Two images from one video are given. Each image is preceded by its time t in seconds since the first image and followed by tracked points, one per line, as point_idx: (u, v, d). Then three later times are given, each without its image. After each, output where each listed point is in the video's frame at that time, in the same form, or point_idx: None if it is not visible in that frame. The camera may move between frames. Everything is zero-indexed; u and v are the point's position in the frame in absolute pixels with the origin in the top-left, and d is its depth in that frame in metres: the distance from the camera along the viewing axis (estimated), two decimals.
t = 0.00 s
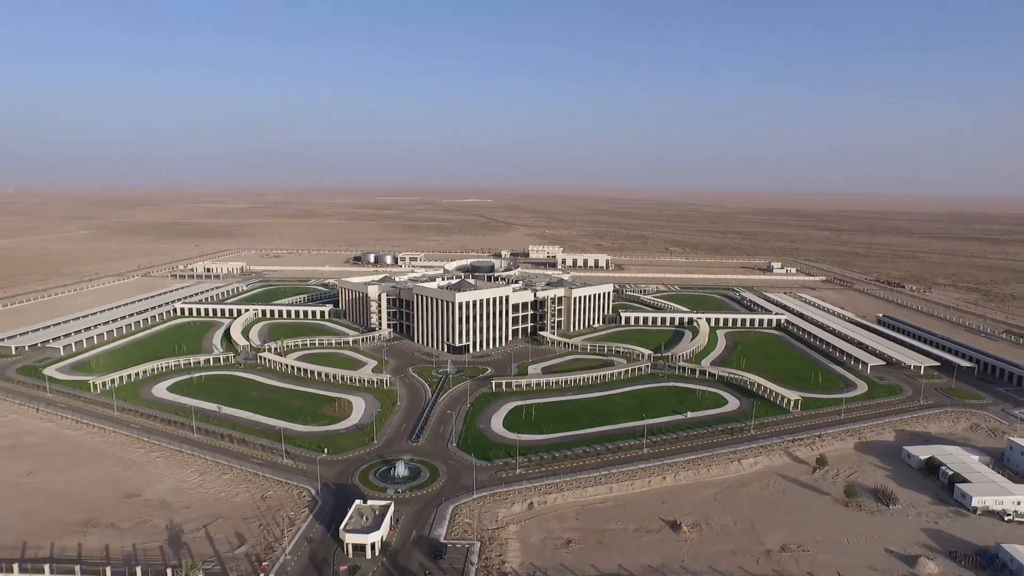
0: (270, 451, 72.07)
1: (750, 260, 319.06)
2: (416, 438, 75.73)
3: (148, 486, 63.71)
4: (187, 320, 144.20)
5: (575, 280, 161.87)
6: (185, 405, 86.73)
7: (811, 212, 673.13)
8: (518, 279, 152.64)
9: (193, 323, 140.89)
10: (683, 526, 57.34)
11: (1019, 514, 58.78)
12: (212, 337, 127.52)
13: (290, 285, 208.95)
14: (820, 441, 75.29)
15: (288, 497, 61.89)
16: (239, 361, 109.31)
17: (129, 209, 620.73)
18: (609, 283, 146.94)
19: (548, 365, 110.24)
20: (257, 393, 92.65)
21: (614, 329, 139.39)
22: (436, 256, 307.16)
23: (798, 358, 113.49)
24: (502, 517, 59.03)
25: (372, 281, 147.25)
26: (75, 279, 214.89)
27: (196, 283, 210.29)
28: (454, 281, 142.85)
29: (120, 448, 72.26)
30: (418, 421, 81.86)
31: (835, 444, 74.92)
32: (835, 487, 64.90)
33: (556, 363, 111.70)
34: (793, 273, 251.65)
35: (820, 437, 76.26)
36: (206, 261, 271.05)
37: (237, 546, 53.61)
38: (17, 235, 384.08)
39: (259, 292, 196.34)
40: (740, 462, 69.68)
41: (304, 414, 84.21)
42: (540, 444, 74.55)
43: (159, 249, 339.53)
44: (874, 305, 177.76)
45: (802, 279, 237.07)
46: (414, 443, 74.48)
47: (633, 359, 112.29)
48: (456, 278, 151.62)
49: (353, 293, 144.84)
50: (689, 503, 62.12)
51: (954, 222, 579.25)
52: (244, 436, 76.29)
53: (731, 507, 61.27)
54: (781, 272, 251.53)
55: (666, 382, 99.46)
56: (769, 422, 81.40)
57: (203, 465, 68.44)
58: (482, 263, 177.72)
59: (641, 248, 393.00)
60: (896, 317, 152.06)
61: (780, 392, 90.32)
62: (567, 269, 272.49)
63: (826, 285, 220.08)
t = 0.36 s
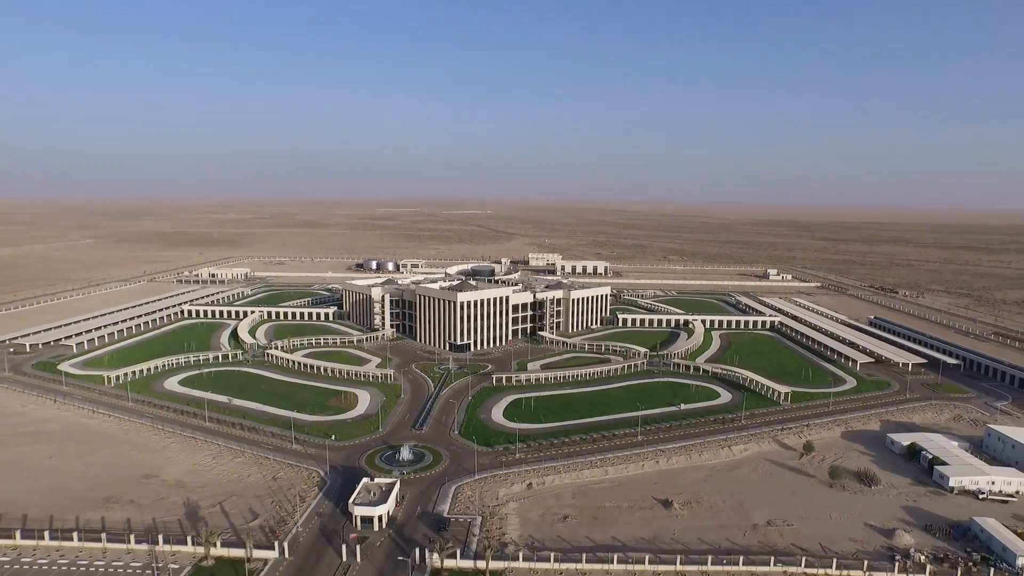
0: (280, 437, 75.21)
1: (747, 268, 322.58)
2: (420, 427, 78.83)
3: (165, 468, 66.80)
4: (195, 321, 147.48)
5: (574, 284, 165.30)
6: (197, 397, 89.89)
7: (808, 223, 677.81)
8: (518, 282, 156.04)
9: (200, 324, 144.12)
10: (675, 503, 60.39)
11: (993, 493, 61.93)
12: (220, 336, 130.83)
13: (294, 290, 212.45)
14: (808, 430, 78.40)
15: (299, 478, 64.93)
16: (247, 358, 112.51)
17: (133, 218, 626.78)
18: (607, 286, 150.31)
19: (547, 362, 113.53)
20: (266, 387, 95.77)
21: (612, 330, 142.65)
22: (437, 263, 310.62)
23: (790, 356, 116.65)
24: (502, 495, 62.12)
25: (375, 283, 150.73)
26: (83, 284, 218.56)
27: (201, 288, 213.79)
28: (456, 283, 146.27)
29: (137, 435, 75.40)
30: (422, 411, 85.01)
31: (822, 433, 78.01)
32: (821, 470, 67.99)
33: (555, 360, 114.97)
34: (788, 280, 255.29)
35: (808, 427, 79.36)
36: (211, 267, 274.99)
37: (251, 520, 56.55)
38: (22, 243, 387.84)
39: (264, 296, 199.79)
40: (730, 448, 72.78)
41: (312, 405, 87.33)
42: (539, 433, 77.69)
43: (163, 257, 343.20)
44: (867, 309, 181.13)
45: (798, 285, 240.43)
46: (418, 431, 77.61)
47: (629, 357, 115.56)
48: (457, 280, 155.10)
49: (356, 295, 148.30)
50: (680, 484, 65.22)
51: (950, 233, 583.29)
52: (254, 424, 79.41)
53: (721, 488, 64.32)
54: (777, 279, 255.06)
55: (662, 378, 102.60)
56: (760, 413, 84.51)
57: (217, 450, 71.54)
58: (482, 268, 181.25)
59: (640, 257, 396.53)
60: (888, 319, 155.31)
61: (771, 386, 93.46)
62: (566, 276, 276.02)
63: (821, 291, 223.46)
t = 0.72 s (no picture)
0: (289, 423, 78.32)
1: (745, 267, 325.53)
2: (424, 414, 81.91)
3: (180, 450, 69.93)
4: (201, 317, 150.60)
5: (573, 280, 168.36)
6: (207, 387, 93.00)
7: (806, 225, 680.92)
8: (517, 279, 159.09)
9: (207, 319, 147.20)
10: (667, 482, 63.50)
11: (970, 473, 65.15)
12: (227, 330, 134.00)
13: (297, 288, 215.43)
14: (796, 417, 81.48)
15: (308, 459, 68.00)
16: (255, 351, 115.61)
17: (136, 219, 630.11)
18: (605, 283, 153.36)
19: (546, 355, 116.64)
20: (273, 377, 98.81)
21: (610, 325, 145.66)
22: (438, 262, 313.76)
23: (782, 350, 119.76)
24: (502, 475, 65.32)
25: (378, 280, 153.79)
26: (89, 282, 221.82)
27: (206, 286, 216.88)
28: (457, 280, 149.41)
29: (152, 421, 78.52)
30: (425, 399, 88.08)
31: (810, 419, 81.09)
32: (807, 453, 71.09)
33: (554, 353, 118.11)
34: (785, 279, 258.32)
35: (797, 414, 82.40)
36: (214, 266, 278.10)
37: (265, 496, 59.67)
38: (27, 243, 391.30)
39: (267, 293, 202.86)
40: (721, 433, 75.87)
41: (319, 394, 90.42)
42: (538, 419, 80.80)
43: (167, 256, 346.44)
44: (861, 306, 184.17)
45: (794, 284, 243.39)
46: (421, 417, 80.67)
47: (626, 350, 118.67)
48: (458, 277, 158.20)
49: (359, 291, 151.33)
50: (672, 465, 68.34)
51: (948, 234, 585.96)
52: (263, 411, 82.49)
53: (711, 469, 67.40)
54: (774, 278, 258.07)
55: (657, 369, 105.72)
56: (751, 402, 87.58)
57: (228, 434, 74.65)
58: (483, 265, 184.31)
59: (639, 257, 399.49)
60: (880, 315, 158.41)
61: (762, 376, 96.54)
62: (566, 275, 278.98)
63: (817, 290, 226.57)
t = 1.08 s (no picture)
0: (294, 422, 80.83)
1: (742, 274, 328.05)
2: (425, 413, 84.43)
3: (190, 447, 72.44)
4: (205, 320, 153.08)
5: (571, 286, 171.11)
6: (214, 387, 95.50)
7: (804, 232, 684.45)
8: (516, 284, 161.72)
9: (210, 323, 149.67)
10: (659, 477, 66.08)
11: (950, 468, 67.93)
12: (231, 334, 136.49)
13: (298, 293, 217.81)
14: (786, 416, 84.10)
15: (314, 455, 70.49)
16: (258, 353, 118.11)
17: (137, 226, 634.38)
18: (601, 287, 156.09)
19: (544, 358, 119.21)
20: (278, 379, 101.28)
21: (606, 329, 148.25)
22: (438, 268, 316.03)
23: (775, 352, 122.41)
24: (501, 469, 67.91)
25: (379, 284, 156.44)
26: (93, 287, 224.28)
27: (208, 291, 219.25)
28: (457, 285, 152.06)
29: (162, 420, 81.02)
30: (426, 399, 90.60)
31: (800, 418, 83.69)
32: (795, 450, 73.74)
33: (551, 356, 120.74)
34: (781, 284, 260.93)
35: (786, 413, 85.05)
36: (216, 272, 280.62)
37: (273, 489, 62.22)
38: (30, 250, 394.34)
39: (269, 298, 205.35)
40: (713, 432, 78.46)
41: (322, 395, 92.89)
42: (535, 418, 83.35)
43: (169, 262, 349.08)
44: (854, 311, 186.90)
45: (790, 289, 246.16)
46: (423, 416, 83.21)
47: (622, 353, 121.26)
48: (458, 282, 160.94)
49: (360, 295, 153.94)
50: (664, 461, 70.92)
51: (944, 241, 589.46)
52: (269, 410, 84.98)
53: (702, 464, 70.00)
54: (770, 284, 260.82)
55: (652, 371, 108.35)
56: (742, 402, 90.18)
57: (236, 432, 77.15)
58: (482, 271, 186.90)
59: (637, 263, 402.40)
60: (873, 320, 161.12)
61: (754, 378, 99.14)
62: (564, 280, 281.38)
63: (812, 295, 229.23)
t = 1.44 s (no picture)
0: (296, 422, 81.83)
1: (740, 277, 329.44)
2: (424, 413, 85.42)
3: (194, 446, 73.41)
4: (206, 323, 154.12)
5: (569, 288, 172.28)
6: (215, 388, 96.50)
7: (802, 235, 686.45)
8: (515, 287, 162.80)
9: (211, 325, 150.70)
10: (655, 475, 67.10)
11: (942, 467, 69.04)
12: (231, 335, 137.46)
13: (299, 295, 218.92)
14: (781, 417, 85.16)
15: (315, 454, 71.41)
16: (259, 355, 119.14)
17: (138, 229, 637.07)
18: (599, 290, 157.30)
19: (543, 360, 120.24)
20: (279, 380, 102.23)
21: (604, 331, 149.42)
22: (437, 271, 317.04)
23: (771, 354, 123.49)
24: (500, 468, 68.90)
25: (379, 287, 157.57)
26: (94, 290, 225.34)
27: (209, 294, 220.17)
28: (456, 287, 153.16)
29: (165, 420, 82.01)
30: (425, 400, 91.62)
31: (795, 418, 84.73)
32: (790, 449, 74.78)
33: (550, 358, 121.76)
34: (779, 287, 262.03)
35: (781, 414, 86.08)
36: (216, 275, 281.63)
37: (276, 487, 63.18)
38: (29, 253, 395.94)
39: (270, 300, 206.30)
40: (709, 432, 79.43)
41: (323, 395, 93.84)
42: (534, 418, 84.39)
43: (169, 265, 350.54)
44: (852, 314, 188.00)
45: (788, 292, 247.45)
46: (422, 417, 84.17)
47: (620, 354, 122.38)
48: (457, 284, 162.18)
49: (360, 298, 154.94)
50: (661, 460, 71.97)
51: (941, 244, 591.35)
52: (270, 411, 85.97)
53: (697, 463, 71.05)
54: (768, 286, 262.06)
55: (649, 372, 109.44)
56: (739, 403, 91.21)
57: (238, 432, 78.15)
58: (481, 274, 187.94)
59: (636, 266, 403.93)
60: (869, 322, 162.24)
61: (750, 378, 100.20)
62: (564, 283, 282.36)
63: (810, 298, 230.44)
